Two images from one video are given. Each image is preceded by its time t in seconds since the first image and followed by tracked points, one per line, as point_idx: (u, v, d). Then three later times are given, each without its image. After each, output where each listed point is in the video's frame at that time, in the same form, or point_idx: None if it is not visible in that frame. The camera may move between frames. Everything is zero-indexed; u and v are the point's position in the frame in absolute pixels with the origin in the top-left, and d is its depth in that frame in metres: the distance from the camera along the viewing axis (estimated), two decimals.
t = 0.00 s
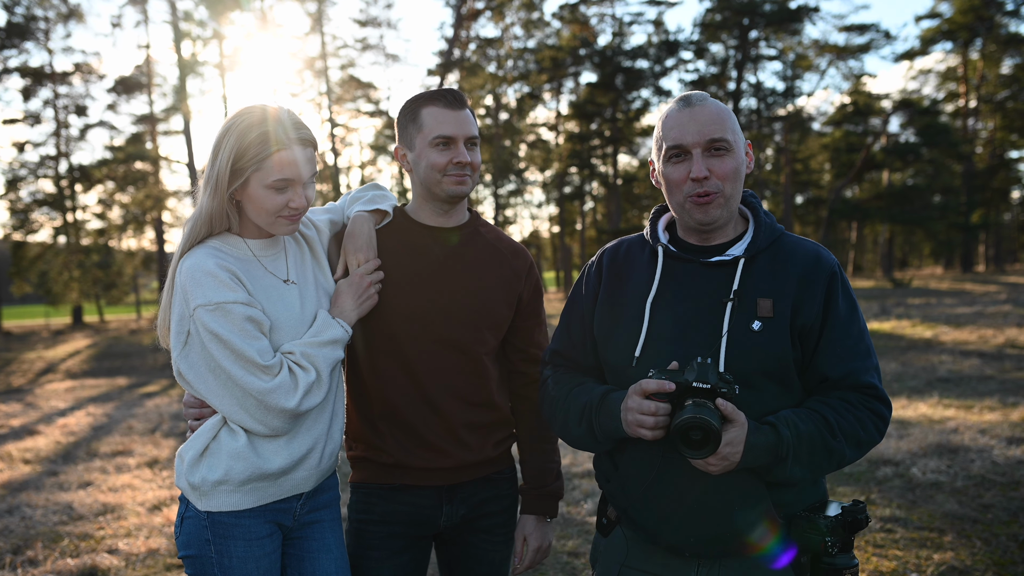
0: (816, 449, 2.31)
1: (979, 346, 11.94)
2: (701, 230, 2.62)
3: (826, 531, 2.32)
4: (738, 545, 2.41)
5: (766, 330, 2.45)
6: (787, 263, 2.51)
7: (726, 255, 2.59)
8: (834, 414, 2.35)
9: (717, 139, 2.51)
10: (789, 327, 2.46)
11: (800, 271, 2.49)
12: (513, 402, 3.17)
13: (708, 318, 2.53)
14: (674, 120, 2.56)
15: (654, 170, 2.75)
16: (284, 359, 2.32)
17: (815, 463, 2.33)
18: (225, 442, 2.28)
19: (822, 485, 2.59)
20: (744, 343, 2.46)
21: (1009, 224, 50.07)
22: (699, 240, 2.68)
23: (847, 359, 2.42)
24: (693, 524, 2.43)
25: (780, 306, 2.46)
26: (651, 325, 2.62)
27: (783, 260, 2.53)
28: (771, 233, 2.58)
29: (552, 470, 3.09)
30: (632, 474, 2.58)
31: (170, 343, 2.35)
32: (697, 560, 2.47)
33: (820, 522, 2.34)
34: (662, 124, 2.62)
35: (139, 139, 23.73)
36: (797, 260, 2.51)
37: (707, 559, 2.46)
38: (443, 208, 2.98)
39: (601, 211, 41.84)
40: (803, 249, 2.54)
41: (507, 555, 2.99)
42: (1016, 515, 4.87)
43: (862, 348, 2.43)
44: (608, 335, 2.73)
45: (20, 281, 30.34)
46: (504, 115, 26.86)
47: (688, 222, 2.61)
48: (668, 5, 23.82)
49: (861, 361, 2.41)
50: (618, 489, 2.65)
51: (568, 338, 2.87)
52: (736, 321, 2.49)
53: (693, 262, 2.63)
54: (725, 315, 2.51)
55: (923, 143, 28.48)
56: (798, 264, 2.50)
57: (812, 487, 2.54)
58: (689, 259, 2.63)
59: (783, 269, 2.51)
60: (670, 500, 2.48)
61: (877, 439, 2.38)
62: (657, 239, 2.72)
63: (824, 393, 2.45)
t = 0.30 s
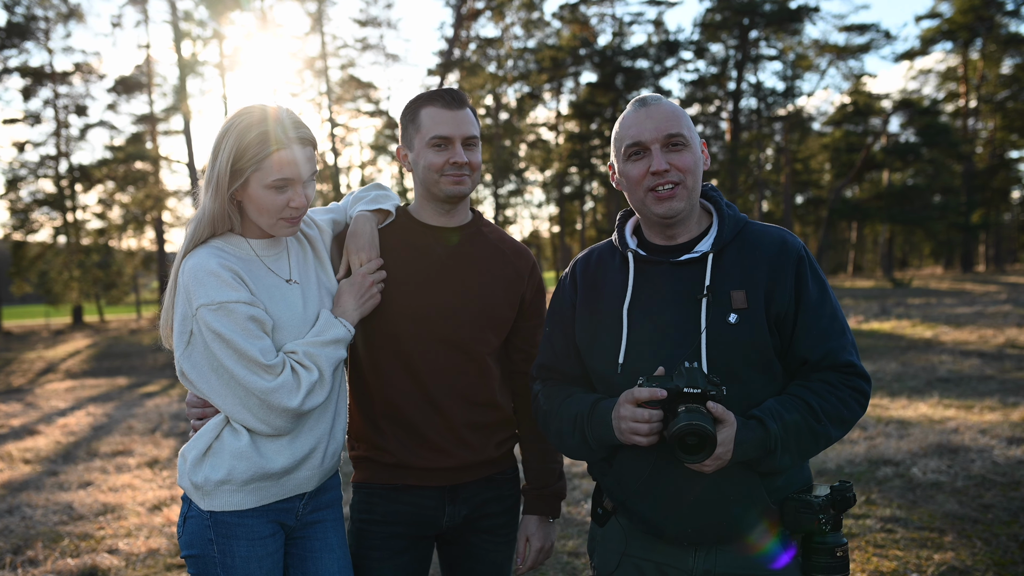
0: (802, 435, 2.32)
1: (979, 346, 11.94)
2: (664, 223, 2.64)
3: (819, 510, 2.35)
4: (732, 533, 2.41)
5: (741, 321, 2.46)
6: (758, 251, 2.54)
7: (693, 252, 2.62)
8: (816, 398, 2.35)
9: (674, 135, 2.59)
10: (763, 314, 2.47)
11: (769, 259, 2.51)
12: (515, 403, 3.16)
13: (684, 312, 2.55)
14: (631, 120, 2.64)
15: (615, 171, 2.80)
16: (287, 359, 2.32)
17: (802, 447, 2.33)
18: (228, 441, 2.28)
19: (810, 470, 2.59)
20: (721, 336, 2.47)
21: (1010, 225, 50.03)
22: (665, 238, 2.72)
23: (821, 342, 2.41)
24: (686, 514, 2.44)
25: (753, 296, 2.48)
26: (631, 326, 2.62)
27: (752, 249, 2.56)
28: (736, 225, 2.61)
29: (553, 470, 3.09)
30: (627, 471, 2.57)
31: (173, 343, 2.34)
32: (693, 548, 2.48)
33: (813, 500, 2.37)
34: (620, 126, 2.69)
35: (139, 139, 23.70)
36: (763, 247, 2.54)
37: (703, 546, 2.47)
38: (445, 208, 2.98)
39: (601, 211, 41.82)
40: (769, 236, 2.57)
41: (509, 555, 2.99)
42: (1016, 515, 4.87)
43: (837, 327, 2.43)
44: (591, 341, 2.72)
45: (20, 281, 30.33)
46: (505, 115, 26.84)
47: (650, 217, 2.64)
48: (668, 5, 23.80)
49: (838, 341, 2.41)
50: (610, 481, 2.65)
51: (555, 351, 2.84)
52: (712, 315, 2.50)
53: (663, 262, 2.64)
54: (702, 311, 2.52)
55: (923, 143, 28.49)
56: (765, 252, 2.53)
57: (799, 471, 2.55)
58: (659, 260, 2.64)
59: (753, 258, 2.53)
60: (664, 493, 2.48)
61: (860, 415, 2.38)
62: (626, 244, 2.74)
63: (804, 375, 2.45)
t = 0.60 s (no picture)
0: (795, 429, 2.29)
1: (979, 346, 11.92)
2: (659, 217, 2.64)
3: (819, 517, 2.31)
4: (730, 530, 2.42)
5: (733, 316, 2.45)
6: (749, 242, 2.53)
7: (688, 248, 2.62)
8: (812, 392, 2.30)
9: (664, 129, 2.59)
10: (757, 306, 2.44)
11: (758, 252, 2.49)
12: (517, 403, 3.16)
13: (679, 312, 2.56)
14: (621, 117, 2.65)
15: (607, 170, 2.81)
16: (290, 358, 2.32)
17: (798, 443, 2.31)
18: (231, 441, 2.28)
19: (818, 467, 2.56)
20: (711, 331, 2.47)
21: (1010, 225, 49.98)
22: (661, 235, 2.74)
23: (816, 333, 2.35)
24: (684, 512, 2.46)
25: (746, 289, 2.46)
26: (628, 325, 2.67)
27: (744, 240, 2.55)
28: (730, 217, 2.60)
29: (555, 471, 3.09)
30: (629, 467, 2.63)
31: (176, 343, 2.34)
32: (694, 546, 2.49)
33: (813, 509, 2.33)
34: (611, 124, 2.70)
35: (139, 139, 23.70)
36: (757, 238, 2.52)
37: (704, 543, 2.47)
38: (446, 208, 2.98)
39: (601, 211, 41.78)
40: (762, 226, 2.54)
41: (510, 555, 2.98)
42: (1016, 515, 4.87)
43: (835, 317, 2.36)
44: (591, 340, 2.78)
45: (20, 281, 30.32)
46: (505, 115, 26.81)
47: (645, 212, 2.63)
48: (668, 5, 23.79)
49: (835, 331, 2.34)
50: (614, 478, 2.70)
51: (561, 346, 2.90)
52: (704, 309, 2.51)
53: (658, 260, 2.67)
54: (694, 307, 2.54)
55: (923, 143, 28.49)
56: (757, 242, 2.51)
57: (805, 469, 2.51)
58: (654, 258, 2.68)
59: (742, 252, 2.52)
60: (664, 491, 2.51)
61: (863, 407, 2.32)
62: (624, 244, 2.78)
63: (803, 367, 2.40)
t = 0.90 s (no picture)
0: (806, 433, 2.27)
1: (979, 346, 11.91)
2: (691, 212, 2.65)
3: (825, 523, 2.29)
4: (737, 534, 2.40)
5: (753, 315, 2.45)
6: (776, 243, 2.51)
7: (715, 244, 2.63)
8: (826, 397, 2.27)
9: (694, 123, 2.58)
10: (776, 309, 2.43)
11: (785, 255, 2.47)
12: (517, 402, 3.15)
13: (697, 307, 2.59)
14: (652, 111, 2.65)
15: (641, 165, 2.81)
16: (290, 357, 2.32)
17: (808, 448, 2.29)
18: (231, 442, 2.28)
19: (832, 473, 2.53)
20: (733, 327, 2.47)
21: (1010, 224, 49.97)
22: (692, 229, 2.74)
23: (838, 339, 2.32)
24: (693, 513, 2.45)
25: (768, 289, 2.45)
26: (647, 318, 2.70)
27: (773, 241, 2.52)
28: (761, 217, 2.57)
29: (557, 471, 3.09)
30: (637, 461, 2.65)
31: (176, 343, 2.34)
32: (699, 549, 2.48)
33: (819, 516, 2.31)
34: (641, 118, 2.71)
35: (139, 139, 23.69)
36: (785, 239, 2.50)
37: (709, 546, 2.46)
38: (446, 207, 2.98)
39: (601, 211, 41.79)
40: (792, 228, 2.52)
41: (510, 555, 2.98)
42: (1016, 515, 4.86)
43: (858, 325, 2.31)
44: (613, 327, 2.83)
45: (20, 281, 30.34)
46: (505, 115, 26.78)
47: (677, 206, 2.65)
48: (668, 5, 23.79)
49: (857, 340, 2.30)
50: (621, 477, 2.71)
51: (584, 336, 2.99)
52: (725, 306, 2.51)
53: (684, 254, 2.68)
54: (715, 304, 2.54)
55: (924, 143, 28.47)
56: (785, 243, 2.49)
57: (817, 475, 2.47)
58: (681, 251, 2.69)
59: (770, 253, 2.50)
60: (669, 489, 2.52)
61: (881, 420, 2.27)
62: (652, 235, 2.80)
63: (821, 373, 2.37)
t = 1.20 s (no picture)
0: (819, 433, 2.31)
1: (978, 346, 11.92)
2: (705, 215, 2.65)
3: (832, 514, 2.33)
4: (743, 531, 2.40)
5: (769, 314, 2.46)
6: (792, 249, 2.52)
7: (731, 244, 2.61)
8: (839, 399, 2.33)
9: (716, 127, 2.56)
10: (793, 310, 2.45)
11: (803, 260, 2.49)
12: (516, 402, 3.15)
13: (711, 304, 2.56)
14: (674, 113, 2.64)
15: (659, 163, 2.81)
16: (289, 356, 2.32)
17: (818, 446, 2.32)
18: (231, 442, 2.27)
19: (833, 472, 2.55)
20: (747, 326, 2.47)
21: (1010, 224, 50.00)
22: (706, 229, 2.73)
23: (851, 344, 2.39)
24: (700, 510, 2.43)
25: (784, 290, 2.46)
26: (658, 313, 2.65)
27: (787, 247, 2.54)
28: (777, 224, 2.58)
29: (555, 471, 3.08)
30: (640, 458, 2.61)
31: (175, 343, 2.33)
32: (704, 547, 2.47)
33: (826, 507, 2.34)
34: (663, 118, 2.69)
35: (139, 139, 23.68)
36: (800, 246, 2.52)
37: (713, 544, 2.45)
38: (444, 207, 2.98)
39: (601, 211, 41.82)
40: (807, 237, 2.54)
41: (509, 555, 2.98)
42: (1014, 515, 4.87)
43: (868, 333, 2.40)
44: (620, 320, 2.76)
45: (19, 281, 30.33)
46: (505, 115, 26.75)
47: (692, 209, 2.65)
48: (667, 5, 23.79)
49: (868, 346, 2.39)
50: (624, 475, 2.66)
51: (583, 330, 2.91)
52: (740, 305, 2.50)
53: (698, 251, 2.65)
54: (729, 301, 2.53)
55: (923, 143, 28.47)
56: (802, 249, 2.51)
57: (819, 474, 2.50)
58: (695, 248, 2.65)
59: (788, 256, 2.51)
60: (673, 488, 2.50)
61: (884, 425, 2.35)
62: (665, 231, 2.76)
63: (830, 377, 2.43)
